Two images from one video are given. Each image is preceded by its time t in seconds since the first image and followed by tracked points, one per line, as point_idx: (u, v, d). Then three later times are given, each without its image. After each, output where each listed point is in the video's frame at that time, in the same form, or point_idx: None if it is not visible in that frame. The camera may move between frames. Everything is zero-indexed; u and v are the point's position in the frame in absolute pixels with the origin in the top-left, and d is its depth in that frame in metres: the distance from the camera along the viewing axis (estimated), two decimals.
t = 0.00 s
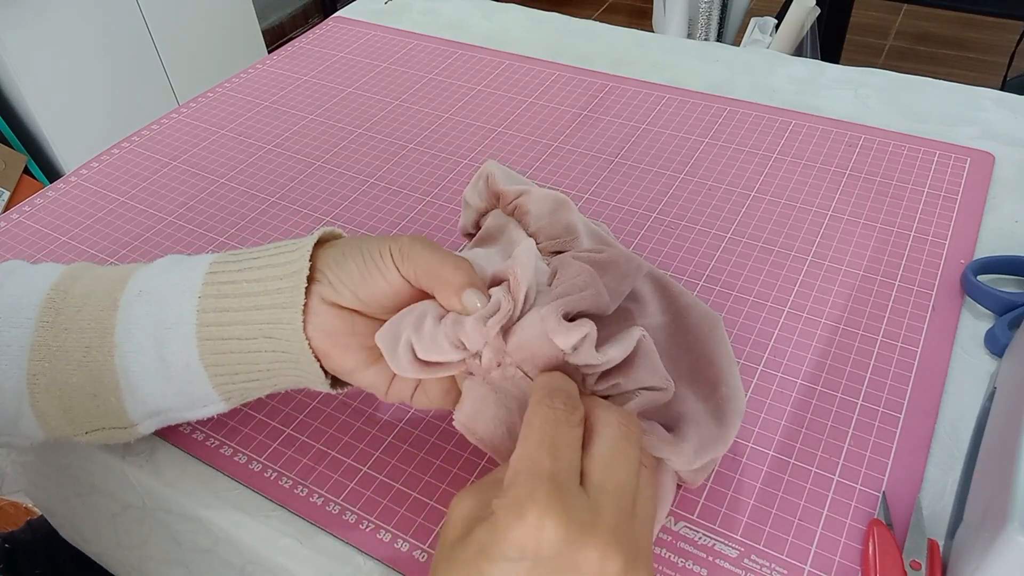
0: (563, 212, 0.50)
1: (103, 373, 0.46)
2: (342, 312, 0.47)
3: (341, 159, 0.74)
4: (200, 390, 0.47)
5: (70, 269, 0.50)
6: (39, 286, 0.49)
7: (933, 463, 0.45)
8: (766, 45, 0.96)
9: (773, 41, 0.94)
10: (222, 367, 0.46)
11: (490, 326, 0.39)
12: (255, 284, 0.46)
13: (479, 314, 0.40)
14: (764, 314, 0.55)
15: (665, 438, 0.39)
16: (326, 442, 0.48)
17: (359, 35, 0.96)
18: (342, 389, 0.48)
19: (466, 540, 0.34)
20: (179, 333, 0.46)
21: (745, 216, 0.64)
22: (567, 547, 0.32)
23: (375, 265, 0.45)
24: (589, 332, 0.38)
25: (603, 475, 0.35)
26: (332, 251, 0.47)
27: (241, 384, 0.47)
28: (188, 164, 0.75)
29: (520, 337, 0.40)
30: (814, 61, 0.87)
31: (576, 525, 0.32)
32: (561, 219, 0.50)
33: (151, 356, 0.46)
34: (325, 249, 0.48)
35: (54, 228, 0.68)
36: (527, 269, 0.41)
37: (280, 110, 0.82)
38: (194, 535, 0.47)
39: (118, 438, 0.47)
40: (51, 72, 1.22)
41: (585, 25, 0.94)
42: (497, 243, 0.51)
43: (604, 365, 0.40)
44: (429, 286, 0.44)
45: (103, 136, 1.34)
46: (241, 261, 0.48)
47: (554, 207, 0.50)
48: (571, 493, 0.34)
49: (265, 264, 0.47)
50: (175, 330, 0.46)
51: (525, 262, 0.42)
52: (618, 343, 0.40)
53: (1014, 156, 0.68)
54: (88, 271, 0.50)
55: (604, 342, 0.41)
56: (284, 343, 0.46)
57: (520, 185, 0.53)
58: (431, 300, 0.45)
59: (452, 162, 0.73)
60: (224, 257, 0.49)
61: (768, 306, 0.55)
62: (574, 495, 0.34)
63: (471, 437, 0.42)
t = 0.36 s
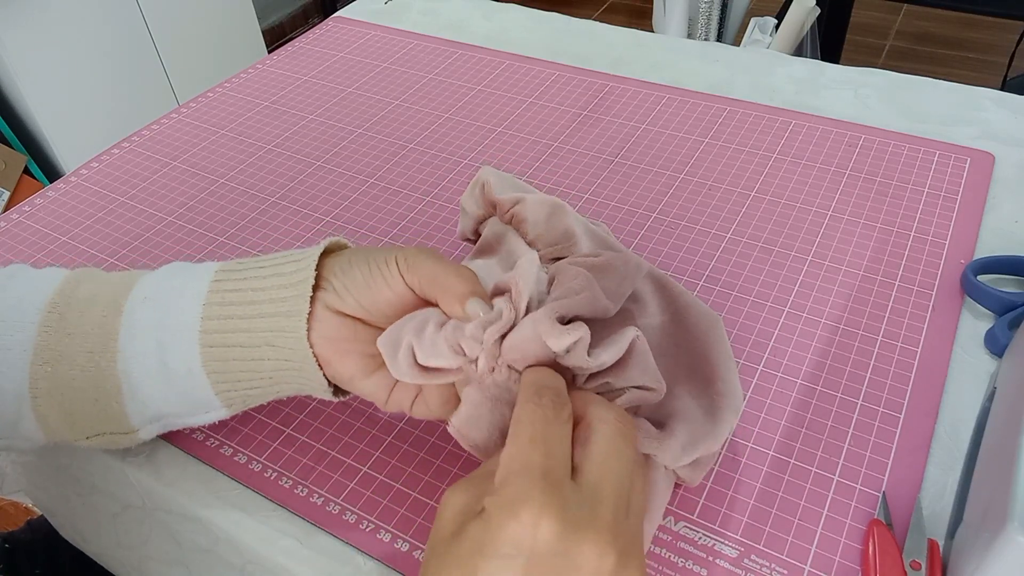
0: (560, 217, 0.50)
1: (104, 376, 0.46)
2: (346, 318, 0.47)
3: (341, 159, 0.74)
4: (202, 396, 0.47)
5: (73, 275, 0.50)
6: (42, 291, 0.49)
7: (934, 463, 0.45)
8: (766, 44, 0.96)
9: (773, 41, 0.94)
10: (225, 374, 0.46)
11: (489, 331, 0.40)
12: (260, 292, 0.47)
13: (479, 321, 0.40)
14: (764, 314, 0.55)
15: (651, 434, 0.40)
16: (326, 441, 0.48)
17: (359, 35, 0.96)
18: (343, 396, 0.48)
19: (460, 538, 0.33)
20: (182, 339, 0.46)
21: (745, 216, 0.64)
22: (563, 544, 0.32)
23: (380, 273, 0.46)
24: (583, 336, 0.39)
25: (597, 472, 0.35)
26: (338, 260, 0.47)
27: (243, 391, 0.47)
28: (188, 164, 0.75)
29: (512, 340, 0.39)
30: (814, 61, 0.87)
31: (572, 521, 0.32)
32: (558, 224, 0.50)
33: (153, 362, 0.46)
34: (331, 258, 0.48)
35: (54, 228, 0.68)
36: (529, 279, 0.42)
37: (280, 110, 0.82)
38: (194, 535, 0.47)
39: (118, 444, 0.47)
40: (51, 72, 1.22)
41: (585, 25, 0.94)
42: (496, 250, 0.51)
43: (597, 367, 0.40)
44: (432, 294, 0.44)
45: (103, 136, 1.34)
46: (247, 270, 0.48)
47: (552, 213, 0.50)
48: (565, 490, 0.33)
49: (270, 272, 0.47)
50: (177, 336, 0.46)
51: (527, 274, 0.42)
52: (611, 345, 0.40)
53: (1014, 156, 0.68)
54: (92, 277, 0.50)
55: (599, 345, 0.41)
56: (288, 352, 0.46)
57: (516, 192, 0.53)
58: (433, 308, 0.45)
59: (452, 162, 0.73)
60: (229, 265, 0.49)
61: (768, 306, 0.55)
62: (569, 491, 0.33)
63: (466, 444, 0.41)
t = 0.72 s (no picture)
0: (560, 211, 0.49)
1: (104, 374, 0.46)
2: (342, 308, 0.47)
3: (341, 158, 0.74)
4: (200, 389, 0.47)
5: (71, 271, 0.50)
6: (41, 288, 0.49)
7: (934, 463, 0.45)
8: (767, 45, 0.96)
9: (773, 42, 0.94)
10: (222, 367, 0.46)
11: (487, 318, 0.39)
12: (255, 284, 0.47)
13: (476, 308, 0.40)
14: (764, 314, 0.55)
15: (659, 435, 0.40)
16: (325, 442, 0.48)
17: (359, 35, 0.96)
18: (342, 388, 0.48)
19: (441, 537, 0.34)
20: (180, 334, 0.46)
21: (746, 216, 0.64)
22: (534, 546, 0.32)
23: (376, 262, 0.46)
24: (586, 326, 0.39)
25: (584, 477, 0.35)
26: (332, 250, 0.47)
27: (241, 384, 0.47)
28: (188, 164, 0.75)
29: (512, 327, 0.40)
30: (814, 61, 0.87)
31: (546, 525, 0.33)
32: (558, 219, 0.49)
33: (151, 357, 0.46)
34: (325, 247, 0.48)
35: (54, 228, 0.68)
36: (527, 264, 0.41)
37: (280, 110, 0.82)
38: (194, 535, 0.47)
39: (118, 439, 0.47)
40: (51, 73, 1.22)
41: (585, 25, 0.94)
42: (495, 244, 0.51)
43: (601, 362, 0.40)
44: (429, 283, 0.44)
45: (103, 136, 1.34)
46: (243, 261, 0.48)
47: (552, 206, 0.50)
48: (543, 494, 0.34)
49: (266, 263, 0.47)
50: (175, 330, 0.46)
51: (523, 256, 0.42)
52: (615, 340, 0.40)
53: (1014, 156, 0.68)
54: (90, 273, 0.50)
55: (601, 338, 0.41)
56: (285, 343, 0.46)
57: (517, 185, 0.52)
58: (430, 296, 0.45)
59: (452, 162, 0.73)
60: (225, 257, 0.49)
61: (768, 306, 0.55)
62: (546, 495, 0.34)
63: (464, 436, 0.42)
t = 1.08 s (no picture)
0: (558, 215, 0.50)
1: (104, 377, 0.46)
2: (344, 317, 0.46)
3: (341, 159, 0.74)
4: (201, 396, 0.47)
5: (73, 276, 0.50)
6: (43, 291, 0.49)
7: (934, 463, 0.45)
8: (766, 44, 0.96)
9: (773, 41, 0.94)
10: (223, 374, 0.46)
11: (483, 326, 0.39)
12: (259, 292, 0.47)
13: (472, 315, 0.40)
14: (764, 314, 0.55)
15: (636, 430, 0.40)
16: (325, 441, 0.48)
17: (359, 35, 0.96)
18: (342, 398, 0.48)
19: (463, 538, 0.33)
20: (181, 340, 0.46)
21: (745, 216, 0.64)
22: (571, 550, 0.32)
23: (378, 270, 0.46)
24: (575, 337, 0.38)
25: (599, 478, 0.35)
26: (336, 260, 0.47)
27: (243, 392, 0.47)
28: (188, 164, 0.75)
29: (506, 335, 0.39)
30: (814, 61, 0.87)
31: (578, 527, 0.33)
32: (555, 224, 0.49)
33: (153, 363, 0.46)
34: (328, 257, 0.48)
35: (54, 228, 0.68)
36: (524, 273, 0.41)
37: (280, 110, 0.82)
38: (194, 535, 0.47)
39: (117, 444, 0.47)
40: (51, 73, 1.22)
41: (585, 25, 0.94)
42: (495, 250, 0.51)
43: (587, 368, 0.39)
44: (430, 291, 0.44)
45: (103, 136, 1.34)
46: (247, 270, 0.48)
47: (550, 211, 0.50)
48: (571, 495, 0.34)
49: (270, 272, 0.47)
50: (177, 337, 0.46)
51: (522, 266, 0.42)
52: (604, 347, 0.40)
53: (1014, 156, 0.68)
54: (92, 277, 0.50)
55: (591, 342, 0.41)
56: (286, 351, 0.46)
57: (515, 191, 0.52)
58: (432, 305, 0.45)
59: (452, 162, 0.73)
60: (229, 266, 0.49)
61: (768, 306, 0.55)
62: (572, 494, 0.34)
63: (458, 442, 0.41)
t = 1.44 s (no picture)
0: (559, 217, 0.50)
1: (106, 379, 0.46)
2: (351, 322, 0.47)
3: (341, 159, 0.74)
4: (204, 400, 0.47)
5: (78, 278, 0.50)
6: (47, 293, 0.49)
7: (934, 463, 0.45)
8: (766, 44, 0.96)
9: (773, 41, 0.94)
10: (227, 379, 0.46)
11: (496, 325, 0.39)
12: (264, 298, 0.46)
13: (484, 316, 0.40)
14: (764, 314, 0.55)
15: (628, 415, 0.40)
16: (326, 441, 0.48)
17: (359, 35, 0.96)
18: (347, 404, 0.48)
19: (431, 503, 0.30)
20: (185, 343, 0.46)
21: (745, 216, 0.64)
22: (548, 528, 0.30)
23: (386, 276, 0.46)
24: (580, 327, 0.39)
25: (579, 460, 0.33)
26: (343, 264, 0.47)
27: (247, 396, 0.47)
28: (188, 164, 0.75)
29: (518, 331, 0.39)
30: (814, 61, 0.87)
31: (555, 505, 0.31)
32: (557, 225, 0.50)
33: (156, 366, 0.46)
34: (335, 262, 0.48)
35: (54, 228, 0.68)
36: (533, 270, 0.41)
37: (280, 110, 0.82)
38: (194, 535, 0.47)
39: (120, 448, 0.47)
40: (50, 73, 1.22)
41: (585, 25, 0.94)
42: (495, 249, 0.51)
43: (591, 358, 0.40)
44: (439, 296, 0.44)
45: (103, 136, 1.34)
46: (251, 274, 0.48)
47: (551, 212, 0.50)
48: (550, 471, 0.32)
49: (274, 277, 0.47)
50: (180, 341, 0.46)
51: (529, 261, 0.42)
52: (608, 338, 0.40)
53: (1014, 156, 0.68)
54: (97, 279, 0.50)
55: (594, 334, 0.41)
56: (290, 357, 0.45)
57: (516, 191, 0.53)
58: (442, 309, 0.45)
59: (452, 162, 0.73)
60: (233, 270, 0.49)
61: (768, 306, 0.55)
62: (552, 470, 0.32)
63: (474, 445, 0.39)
